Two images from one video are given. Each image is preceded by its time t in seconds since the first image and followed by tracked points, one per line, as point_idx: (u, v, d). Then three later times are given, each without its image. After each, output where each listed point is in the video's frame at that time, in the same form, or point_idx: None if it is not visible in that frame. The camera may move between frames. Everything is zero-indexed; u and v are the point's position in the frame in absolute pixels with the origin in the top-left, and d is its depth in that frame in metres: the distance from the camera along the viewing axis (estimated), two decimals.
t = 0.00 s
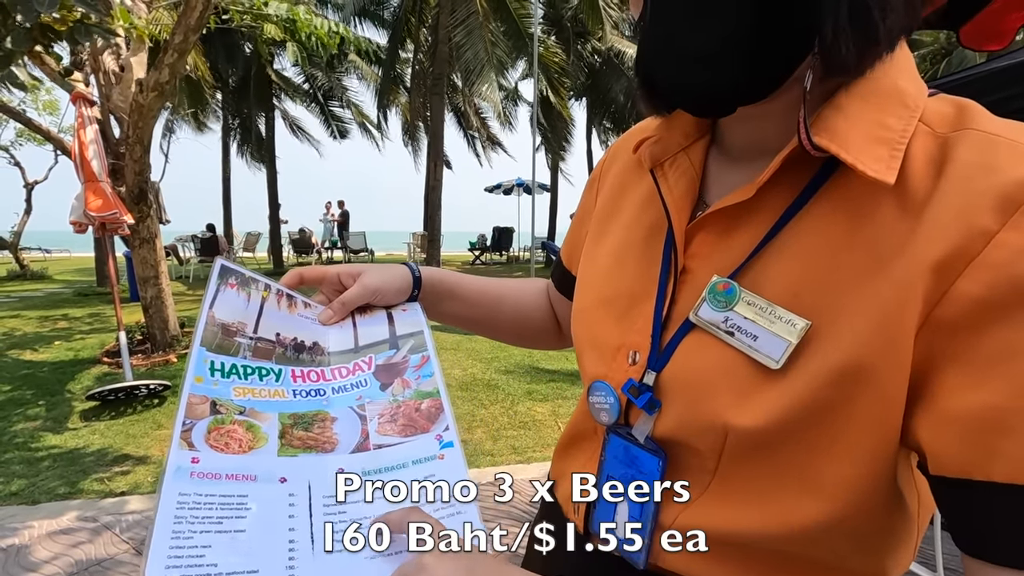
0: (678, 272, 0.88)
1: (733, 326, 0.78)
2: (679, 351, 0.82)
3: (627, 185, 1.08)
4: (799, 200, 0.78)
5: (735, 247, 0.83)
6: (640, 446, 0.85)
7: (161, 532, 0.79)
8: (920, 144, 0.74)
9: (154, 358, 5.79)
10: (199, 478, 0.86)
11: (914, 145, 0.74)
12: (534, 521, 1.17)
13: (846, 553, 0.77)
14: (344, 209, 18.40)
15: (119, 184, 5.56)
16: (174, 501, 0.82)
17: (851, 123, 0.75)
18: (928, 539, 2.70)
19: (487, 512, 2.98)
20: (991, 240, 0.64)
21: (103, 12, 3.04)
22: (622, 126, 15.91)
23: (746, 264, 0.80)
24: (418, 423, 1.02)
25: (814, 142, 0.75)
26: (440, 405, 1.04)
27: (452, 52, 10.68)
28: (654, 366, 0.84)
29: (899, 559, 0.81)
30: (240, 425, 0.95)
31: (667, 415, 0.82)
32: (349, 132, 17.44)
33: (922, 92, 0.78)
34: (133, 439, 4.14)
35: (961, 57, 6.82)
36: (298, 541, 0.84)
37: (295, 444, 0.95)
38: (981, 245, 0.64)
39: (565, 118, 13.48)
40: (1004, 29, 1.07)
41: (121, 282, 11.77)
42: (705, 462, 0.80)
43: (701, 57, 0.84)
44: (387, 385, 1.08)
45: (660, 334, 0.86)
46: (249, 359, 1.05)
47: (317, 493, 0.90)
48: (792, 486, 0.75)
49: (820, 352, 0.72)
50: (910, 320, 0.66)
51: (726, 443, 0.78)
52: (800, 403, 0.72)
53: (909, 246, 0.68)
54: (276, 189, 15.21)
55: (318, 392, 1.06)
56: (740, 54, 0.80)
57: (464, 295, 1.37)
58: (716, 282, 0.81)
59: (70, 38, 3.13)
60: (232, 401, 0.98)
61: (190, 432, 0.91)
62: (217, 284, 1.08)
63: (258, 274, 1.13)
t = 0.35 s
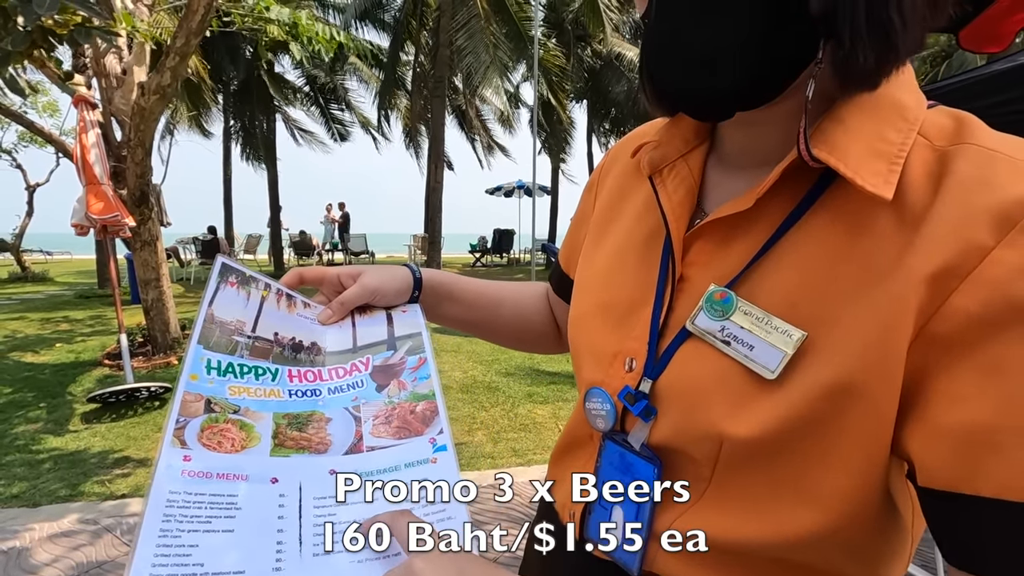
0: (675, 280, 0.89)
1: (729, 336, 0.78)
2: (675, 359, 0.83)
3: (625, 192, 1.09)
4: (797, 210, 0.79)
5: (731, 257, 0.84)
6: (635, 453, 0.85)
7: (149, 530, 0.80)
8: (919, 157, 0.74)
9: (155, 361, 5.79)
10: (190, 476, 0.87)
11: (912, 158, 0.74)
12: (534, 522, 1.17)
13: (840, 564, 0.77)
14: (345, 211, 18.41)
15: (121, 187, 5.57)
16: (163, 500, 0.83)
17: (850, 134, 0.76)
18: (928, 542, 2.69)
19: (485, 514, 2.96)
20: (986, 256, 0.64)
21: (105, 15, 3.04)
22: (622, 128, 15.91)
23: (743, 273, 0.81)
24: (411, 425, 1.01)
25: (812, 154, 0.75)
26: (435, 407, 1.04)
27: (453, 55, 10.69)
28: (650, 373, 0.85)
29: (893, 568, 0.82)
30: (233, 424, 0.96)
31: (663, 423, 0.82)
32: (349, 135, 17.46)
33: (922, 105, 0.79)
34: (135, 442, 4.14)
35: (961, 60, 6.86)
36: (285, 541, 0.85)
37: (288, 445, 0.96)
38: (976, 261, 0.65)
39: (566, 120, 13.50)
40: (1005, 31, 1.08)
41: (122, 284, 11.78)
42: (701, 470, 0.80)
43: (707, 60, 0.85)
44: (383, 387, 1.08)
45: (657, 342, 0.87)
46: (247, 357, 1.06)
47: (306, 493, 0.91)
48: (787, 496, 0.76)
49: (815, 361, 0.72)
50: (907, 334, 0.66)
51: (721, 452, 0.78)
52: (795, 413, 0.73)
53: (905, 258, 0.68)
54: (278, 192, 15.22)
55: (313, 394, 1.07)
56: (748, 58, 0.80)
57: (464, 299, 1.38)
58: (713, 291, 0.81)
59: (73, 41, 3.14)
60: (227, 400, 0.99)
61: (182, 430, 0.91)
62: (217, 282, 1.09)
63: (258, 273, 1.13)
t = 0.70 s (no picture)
0: (675, 279, 0.89)
1: (729, 331, 0.79)
2: (676, 356, 0.83)
3: (625, 194, 1.10)
4: (795, 207, 0.79)
5: (730, 255, 0.84)
6: (637, 449, 0.85)
7: (148, 528, 0.80)
8: (913, 156, 0.74)
9: (155, 363, 5.79)
10: (190, 472, 0.87)
11: (907, 156, 0.74)
12: (535, 522, 1.17)
13: (837, 558, 0.78)
14: (346, 214, 18.43)
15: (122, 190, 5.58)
16: (164, 495, 0.84)
17: (845, 132, 0.77)
18: (929, 545, 2.69)
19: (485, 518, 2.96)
20: (979, 249, 0.64)
21: (108, 18, 3.05)
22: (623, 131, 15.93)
23: (742, 270, 0.81)
24: (412, 419, 1.02)
25: (810, 154, 0.76)
26: (435, 401, 1.05)
27: (454, 58, 10.71)
28: (651, 370, 0.85)
29: (892, 564, 0.82)
30: (234, 421, 0.97)
31: (664, 418, 0.82)
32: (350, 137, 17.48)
33: (917, 107, 0.80)
34: (136, 444, 4.14)
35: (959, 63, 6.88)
36: (285, 534, 0.86)
37: (290, 439, 0.97)
38: (969, 255, 0.65)
39: (566, 123, 13.52)
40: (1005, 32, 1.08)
41: (123, 287, 11.79)
42: (700, 467, 0.81)
43: (707, 62, 0.85)
44: (384, 380, 1.09)
45: (658, 339, 0.87)
46: (247, 355, 1.06)
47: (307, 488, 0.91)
48: (785, 490, 0.76)
49: (813, 356, 0.73)
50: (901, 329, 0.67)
51: (721, 446, 0.78)
52: (794, 407, 0.73)
53: (900, 255, 0.69)
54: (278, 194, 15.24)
55: (314, 388, 1.07)
56: (744, 60, 0.82)
57: (466, 300, 1.38)
58: (713, 288, 0.81)
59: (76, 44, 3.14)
60: (228, 397, 0.99)
61: (183, 427, 0.92)
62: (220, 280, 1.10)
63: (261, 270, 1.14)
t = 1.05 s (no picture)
0: (674, 280, 0.90)
1: (728, 329, 0.79)
2: (676, 353, 0.83)
3: (624, 198, 1.10)
4: (790, 206, 0.80)
5: (728, 254, 0.84)
6: (640, 446, 0.86)
7: (160, 519, 0.80)
8: (899, 156, 0.75)
9: (156, 365, 5.79)
10: (199, 467, 0.88)
11: (892, 155, 0.75)
12: (535, 521, 1.18)
13: (840, 550, 0.78)
14: (346, 216, 18.44)
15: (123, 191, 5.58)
16: (176, 488, 0.84)
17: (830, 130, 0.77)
18: (930, 547, 2.68)
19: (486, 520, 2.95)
20: (962, 244, 0.65)
21: (110, 20, 3.06)
22: (623, 133, 15.93)
23: (739, 269, 0.82)
24: (416, 416, 1.02)
25: (797, 152, 0.77)
26: (438, 399, 1.05)
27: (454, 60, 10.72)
28: (653, 368, 0.85)
29: (892, 554, 0.82)
30: (241, 419, 0.97)
31: (667, 415, 0.82)
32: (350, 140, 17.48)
33: (901, 110, 0.80)
34: (135, 446, 4.14)
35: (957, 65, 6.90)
36: (294, 532, 0.86)
37: (297, 436, 0.97)
38: (953, 249, 0.65)
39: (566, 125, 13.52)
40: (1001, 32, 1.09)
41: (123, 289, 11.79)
42: (703, 462, 0.81)
43: (707, 61, 0.85)
44: (387, 379, 1.09)
45: (659, 338, 0.88)
46: (254, 356, 1.06)
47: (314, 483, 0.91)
48: (787, 485, 0.76)
49: (810, 351, 0.73)
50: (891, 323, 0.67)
51: (722, 441, 0.78)
52: (792, 402, 0.73)
53: (891, 249, 0.69)
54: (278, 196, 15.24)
55: (320, 388, 1.07)
56: (740, 60, 0.82)
57: (468, 304, 1.38)
58: (711, 287, 0.81)
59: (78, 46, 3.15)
60: (235, 396, 0.99)
61: (192, 425, 0.92)
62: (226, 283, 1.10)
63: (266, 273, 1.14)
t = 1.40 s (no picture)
0: (674, 277, 0.89)
1: (728, 320, 0.79)
2: (681, 341, 0.83)
3: (625, 203, 1.10)
4: (784, 201, 0.80)
5: (727, 250, 0.84)
6: (646, 438, 0.85)
7: (152, 505, 0.81)
8: (884, 151, 0.75)
9: (155, 367, 5.79)
10: (194, 459, 0.89)
11: (877, 150, 0.76)
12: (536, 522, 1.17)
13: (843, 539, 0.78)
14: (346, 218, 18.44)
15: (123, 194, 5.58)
16: (168, 479, 0.85)
17: (818, 128, 0.77)
18: (931, 549, 2.68)
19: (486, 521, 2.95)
20: (945, 234, 0.66)
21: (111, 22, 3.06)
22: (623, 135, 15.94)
23: (738, 263, 0.81)
24: (413, 421, 1.02)
25: (787, 146, 0.77)
26: (436, 406, 1.04)
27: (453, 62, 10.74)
28: (655, 360, 0.85)
29: (890, 543, 0.83)
30: (239, 413, 0.98)
31: (671, 406, 0.82)
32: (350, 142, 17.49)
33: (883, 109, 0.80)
34: (135, 448, 4.14)
35: (956, 67, 6.92)
36: (283, 509, 0.85)
37: (294, 433, 0.97)
38: (937, 240, 0.66)
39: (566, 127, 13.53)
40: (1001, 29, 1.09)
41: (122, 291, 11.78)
42: (706, 452, 0.81)
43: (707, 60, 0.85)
44: (388, 383, 1.09)
45: (661, 331, 0.87)
46: (257, 353, 1.09)
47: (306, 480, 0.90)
48: (790, 473, 0.76)
49: (808, 340, 0.73)
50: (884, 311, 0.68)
51: (726, 428, 0.78)
52: (792, 388, 0.73)
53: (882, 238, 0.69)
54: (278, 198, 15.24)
55: (319, 387, 1.07)
56: (735, 65, 0.82)
57: (471, 308, 1.38)
58: (711, 279, 0.81)
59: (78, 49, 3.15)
60: (235, 392, 1.01)
61: (191, 418, 0.94)
62: (237, 278, 1.14)
63: (277, 270, 1.17)
